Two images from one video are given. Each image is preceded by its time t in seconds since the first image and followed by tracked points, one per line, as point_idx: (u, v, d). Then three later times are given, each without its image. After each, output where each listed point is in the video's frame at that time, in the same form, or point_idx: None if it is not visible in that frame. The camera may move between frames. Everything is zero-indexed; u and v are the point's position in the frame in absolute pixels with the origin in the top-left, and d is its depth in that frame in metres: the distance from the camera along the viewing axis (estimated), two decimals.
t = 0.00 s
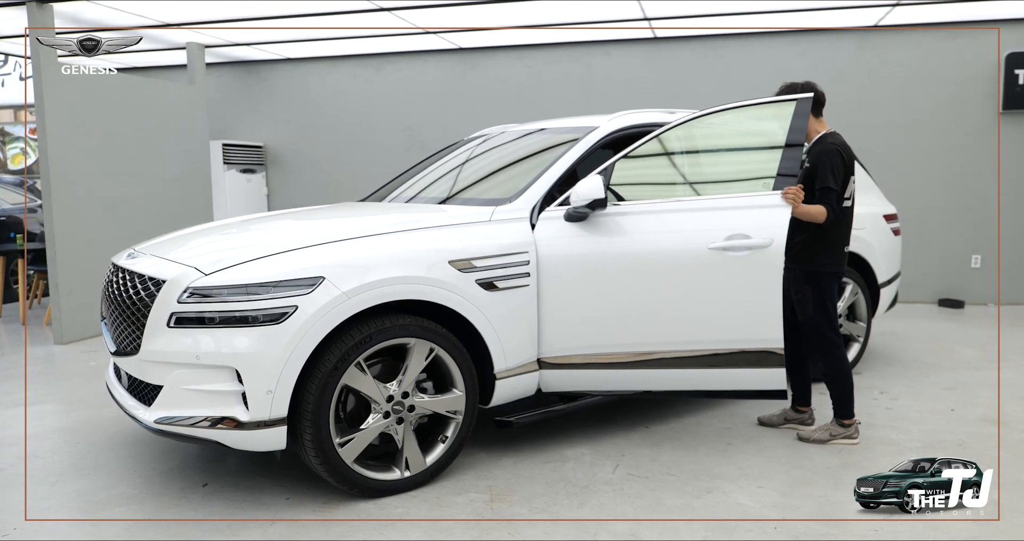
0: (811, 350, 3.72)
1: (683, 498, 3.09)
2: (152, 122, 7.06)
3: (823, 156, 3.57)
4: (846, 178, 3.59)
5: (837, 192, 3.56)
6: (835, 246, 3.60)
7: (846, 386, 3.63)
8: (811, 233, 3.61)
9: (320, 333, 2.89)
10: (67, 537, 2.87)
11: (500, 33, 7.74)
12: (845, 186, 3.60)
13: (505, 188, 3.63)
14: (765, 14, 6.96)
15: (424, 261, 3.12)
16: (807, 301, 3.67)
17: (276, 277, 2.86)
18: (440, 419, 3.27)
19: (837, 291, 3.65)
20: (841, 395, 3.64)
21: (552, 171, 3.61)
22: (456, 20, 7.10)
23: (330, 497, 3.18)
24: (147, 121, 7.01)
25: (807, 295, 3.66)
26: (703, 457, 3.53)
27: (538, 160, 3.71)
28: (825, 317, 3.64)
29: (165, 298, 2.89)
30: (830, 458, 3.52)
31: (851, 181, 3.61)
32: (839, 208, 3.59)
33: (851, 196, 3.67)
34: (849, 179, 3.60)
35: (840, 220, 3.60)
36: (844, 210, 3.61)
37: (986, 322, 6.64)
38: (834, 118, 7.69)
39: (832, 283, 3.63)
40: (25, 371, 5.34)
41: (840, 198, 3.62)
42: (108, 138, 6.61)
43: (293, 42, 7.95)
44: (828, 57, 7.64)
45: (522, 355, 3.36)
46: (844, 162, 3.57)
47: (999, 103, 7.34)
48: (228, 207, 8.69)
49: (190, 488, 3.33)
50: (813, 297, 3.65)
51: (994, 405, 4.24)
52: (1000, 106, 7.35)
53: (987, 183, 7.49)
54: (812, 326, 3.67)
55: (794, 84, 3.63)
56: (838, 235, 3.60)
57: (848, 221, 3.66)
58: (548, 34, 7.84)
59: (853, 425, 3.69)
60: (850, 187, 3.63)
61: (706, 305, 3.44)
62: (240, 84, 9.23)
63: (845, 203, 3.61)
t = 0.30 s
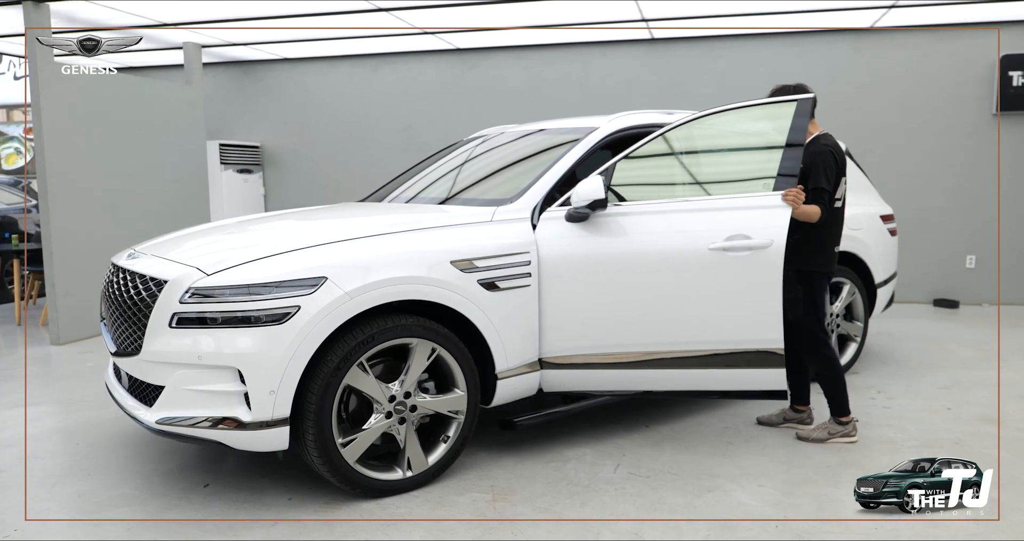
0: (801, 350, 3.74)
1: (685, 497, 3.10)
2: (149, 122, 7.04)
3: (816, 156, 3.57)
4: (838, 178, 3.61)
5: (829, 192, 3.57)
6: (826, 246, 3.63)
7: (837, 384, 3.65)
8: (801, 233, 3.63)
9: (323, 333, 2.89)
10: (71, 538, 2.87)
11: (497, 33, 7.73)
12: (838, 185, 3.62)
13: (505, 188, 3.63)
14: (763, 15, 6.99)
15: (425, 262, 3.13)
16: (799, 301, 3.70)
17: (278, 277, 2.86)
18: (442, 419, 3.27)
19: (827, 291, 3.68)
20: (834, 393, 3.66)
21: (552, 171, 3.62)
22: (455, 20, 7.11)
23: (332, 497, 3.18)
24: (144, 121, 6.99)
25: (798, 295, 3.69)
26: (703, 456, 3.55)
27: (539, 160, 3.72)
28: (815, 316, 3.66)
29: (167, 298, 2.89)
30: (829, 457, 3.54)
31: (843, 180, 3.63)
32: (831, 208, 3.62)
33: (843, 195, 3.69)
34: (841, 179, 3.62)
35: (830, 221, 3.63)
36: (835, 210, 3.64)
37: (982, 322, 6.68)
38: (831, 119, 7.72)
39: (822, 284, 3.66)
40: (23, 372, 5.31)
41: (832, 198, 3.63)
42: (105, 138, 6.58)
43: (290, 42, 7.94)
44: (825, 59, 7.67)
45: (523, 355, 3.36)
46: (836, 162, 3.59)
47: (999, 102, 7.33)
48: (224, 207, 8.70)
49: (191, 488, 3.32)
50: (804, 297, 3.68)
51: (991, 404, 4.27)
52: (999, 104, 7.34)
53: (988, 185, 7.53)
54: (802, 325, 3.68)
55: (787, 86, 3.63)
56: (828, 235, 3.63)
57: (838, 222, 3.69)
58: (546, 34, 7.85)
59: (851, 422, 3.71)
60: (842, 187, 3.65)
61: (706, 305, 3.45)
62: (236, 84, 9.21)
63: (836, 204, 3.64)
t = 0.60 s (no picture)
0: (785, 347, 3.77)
1: (686, 496, 3.12)
2: (145, 122, 7.02)
3: (810, 156, 3.60)
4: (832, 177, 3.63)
5: (823, 189, 3.60)
6: (818, 246, 3.66)
7: (823, 381, 3.68)
8: (796, 232, 3.67)
9: (325, 334, 2.89)
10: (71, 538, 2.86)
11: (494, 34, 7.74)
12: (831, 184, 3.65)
13: (505, 189, 3.64)
14: (760, 16, 7.02)
15: (426, 262, 3.13)
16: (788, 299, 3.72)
17: (279, 277, 2.86)
18: (443, 419, 3.28)
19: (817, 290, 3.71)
20: (823, 389, 3.69)
21: (552, 172, 3.63)
22: (452, 21, 7.11)
23: (334, 497, 3.18)
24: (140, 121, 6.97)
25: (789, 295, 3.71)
26: (703, 456, 3.56)
27: (539, 160, 3.73)
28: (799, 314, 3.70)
29: (168, 298, 2.88)
30: (828, 455, 3.56)
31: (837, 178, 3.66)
32: (824, 206, 3.64)
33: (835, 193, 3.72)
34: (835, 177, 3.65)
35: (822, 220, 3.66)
36: (828, 209, 3.67)
37: (977, 322, 6.72)
38: (827, 120, 7.76)
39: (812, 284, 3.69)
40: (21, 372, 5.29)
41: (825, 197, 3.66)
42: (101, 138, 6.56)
43: (286, 42, 7.94)
44: (821, 60, 7.71)
45: (524, 355, 3.37)
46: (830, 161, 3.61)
47: (999, 103, 7.36)
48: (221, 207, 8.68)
49: (191, 489, 3.32)
50: (794, 296, 3.71)
51: (987, 404, 4.30)
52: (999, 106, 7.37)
53: (988, 186, 7.57)
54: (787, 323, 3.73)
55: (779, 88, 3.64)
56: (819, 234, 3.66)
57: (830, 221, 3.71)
58: (543, 35, 7.86)
59: (845, 414, 3.73)
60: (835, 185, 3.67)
61: (706, 305, 3.47)
62: (232, 84, 9.19)
63: (829, 203, 3.66)
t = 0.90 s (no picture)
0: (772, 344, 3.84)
1: (686, 495, 3.13)
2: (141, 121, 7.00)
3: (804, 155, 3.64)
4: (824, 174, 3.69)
5: (817, 185, 3.65)
6: (811, 245, 3.71)
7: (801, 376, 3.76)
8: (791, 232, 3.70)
9: (326, 334, 2.89)
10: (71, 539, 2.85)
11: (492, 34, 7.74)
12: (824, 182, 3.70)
13: (504, 189, 3.65)
14: (757, 17, 7.05)
15: (427, 262, 3.14)
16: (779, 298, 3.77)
17: (281, 277, 2.86)
18: (443, 419, 3.29)
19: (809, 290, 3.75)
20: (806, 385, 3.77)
21: (550, 172, 3.64)
22: (450, 21, 7.11)
23: (335, 497, 3.18)
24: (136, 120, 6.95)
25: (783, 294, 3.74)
26: (703, 456, 3.57)
27: (538, 161, 3.74)
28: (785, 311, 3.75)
29: (169, 298, 2.88)
30: (826, 455, 3.58)
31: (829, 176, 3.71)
32: (818, 205, 3.68)
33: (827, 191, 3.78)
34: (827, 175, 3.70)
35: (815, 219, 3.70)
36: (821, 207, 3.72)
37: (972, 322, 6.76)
38: (823, 120, 7.79)
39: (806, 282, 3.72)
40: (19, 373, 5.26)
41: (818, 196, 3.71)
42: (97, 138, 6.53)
43: (283, 42, 7.93)
44: (817, 61, 7.74)
45: (524, 356, 3.38)
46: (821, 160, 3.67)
47: (1000, 105, 7.36)
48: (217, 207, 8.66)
49: (191, 489, 3.31)
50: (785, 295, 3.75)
51: (984, 403, 4.32)
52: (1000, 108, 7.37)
53: (987, 187, 7.60)
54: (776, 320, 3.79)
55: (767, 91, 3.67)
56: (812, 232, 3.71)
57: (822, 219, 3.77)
58: (540, 36, 7.87)
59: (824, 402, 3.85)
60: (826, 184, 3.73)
61: (706, 305, 3.48)
62: (228, 84, 9.17)
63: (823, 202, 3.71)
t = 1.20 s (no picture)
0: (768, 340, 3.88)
1: (686, 494, 3.15)
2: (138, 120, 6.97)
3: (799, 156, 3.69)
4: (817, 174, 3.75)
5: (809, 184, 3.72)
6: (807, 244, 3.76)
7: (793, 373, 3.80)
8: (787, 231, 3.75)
9: (327, 334, 2.90)
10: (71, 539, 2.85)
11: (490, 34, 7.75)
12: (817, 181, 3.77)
13: (503, 189, 3.66)
14: (754, 18, 7.07)
15: (427, 262, 3.14)
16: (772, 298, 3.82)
17: (282, 277, 2.86)
18: (443, 419, 3.29)
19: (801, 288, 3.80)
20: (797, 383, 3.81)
21: (549, 172, 3.65)
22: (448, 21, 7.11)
23: (335, 497, 3.18)
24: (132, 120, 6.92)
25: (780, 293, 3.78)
26: (702, 455, 3.59)
27: (537, 161, 3.75)
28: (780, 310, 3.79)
29: (169, 298, 2.88)
30: (824, 454, 3.60)
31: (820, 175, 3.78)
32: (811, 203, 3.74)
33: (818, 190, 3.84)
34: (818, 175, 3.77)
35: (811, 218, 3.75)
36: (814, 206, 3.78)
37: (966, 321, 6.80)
38: (819, 121, 7.83)
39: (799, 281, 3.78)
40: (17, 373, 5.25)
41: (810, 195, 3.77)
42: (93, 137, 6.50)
43: (280, 41, 7.92)
44: (813, 62, 7.77)
45: (524, 356, 3.39)
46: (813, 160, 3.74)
47: (999, 106, 7.39)
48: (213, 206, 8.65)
49: (191, 489, 3.31)
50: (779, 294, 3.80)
51: (979, 402, 4.35)
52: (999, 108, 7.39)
53: (987, 185, 7.64)
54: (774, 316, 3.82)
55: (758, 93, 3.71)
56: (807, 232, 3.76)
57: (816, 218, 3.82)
58: (538, 36, 7.88)
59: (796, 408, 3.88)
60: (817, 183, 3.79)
61: (705, 305, 3.50)
62: (224, 84, 9.15)
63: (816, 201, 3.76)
